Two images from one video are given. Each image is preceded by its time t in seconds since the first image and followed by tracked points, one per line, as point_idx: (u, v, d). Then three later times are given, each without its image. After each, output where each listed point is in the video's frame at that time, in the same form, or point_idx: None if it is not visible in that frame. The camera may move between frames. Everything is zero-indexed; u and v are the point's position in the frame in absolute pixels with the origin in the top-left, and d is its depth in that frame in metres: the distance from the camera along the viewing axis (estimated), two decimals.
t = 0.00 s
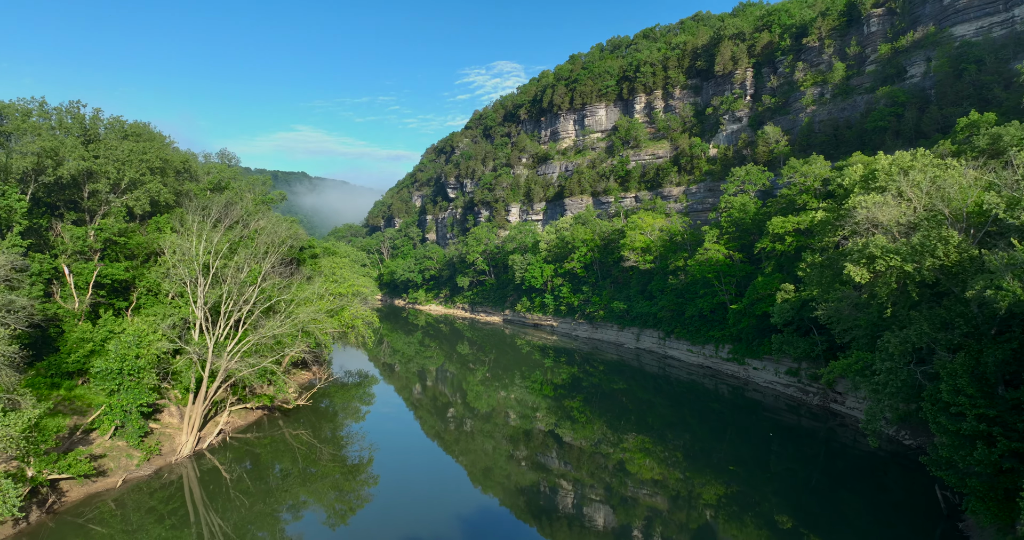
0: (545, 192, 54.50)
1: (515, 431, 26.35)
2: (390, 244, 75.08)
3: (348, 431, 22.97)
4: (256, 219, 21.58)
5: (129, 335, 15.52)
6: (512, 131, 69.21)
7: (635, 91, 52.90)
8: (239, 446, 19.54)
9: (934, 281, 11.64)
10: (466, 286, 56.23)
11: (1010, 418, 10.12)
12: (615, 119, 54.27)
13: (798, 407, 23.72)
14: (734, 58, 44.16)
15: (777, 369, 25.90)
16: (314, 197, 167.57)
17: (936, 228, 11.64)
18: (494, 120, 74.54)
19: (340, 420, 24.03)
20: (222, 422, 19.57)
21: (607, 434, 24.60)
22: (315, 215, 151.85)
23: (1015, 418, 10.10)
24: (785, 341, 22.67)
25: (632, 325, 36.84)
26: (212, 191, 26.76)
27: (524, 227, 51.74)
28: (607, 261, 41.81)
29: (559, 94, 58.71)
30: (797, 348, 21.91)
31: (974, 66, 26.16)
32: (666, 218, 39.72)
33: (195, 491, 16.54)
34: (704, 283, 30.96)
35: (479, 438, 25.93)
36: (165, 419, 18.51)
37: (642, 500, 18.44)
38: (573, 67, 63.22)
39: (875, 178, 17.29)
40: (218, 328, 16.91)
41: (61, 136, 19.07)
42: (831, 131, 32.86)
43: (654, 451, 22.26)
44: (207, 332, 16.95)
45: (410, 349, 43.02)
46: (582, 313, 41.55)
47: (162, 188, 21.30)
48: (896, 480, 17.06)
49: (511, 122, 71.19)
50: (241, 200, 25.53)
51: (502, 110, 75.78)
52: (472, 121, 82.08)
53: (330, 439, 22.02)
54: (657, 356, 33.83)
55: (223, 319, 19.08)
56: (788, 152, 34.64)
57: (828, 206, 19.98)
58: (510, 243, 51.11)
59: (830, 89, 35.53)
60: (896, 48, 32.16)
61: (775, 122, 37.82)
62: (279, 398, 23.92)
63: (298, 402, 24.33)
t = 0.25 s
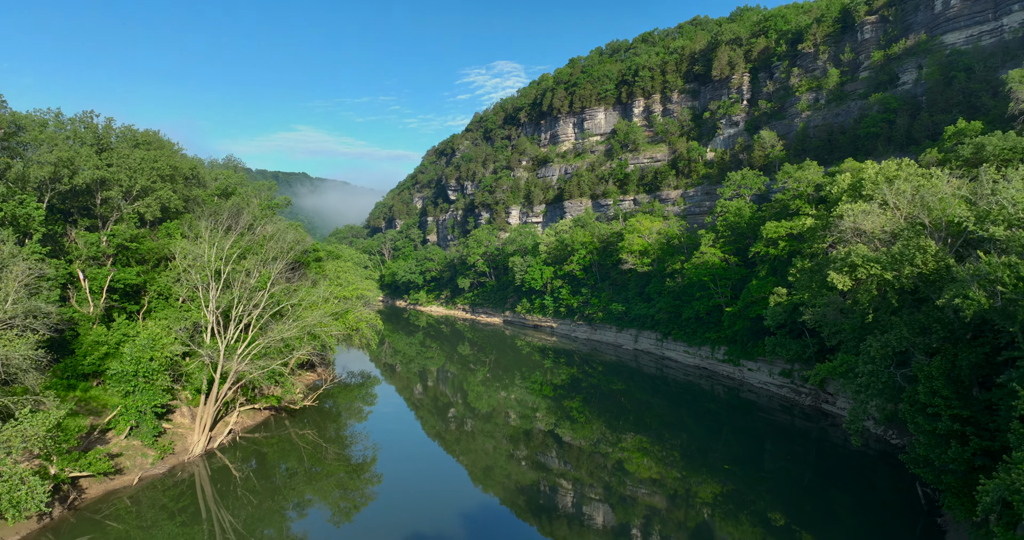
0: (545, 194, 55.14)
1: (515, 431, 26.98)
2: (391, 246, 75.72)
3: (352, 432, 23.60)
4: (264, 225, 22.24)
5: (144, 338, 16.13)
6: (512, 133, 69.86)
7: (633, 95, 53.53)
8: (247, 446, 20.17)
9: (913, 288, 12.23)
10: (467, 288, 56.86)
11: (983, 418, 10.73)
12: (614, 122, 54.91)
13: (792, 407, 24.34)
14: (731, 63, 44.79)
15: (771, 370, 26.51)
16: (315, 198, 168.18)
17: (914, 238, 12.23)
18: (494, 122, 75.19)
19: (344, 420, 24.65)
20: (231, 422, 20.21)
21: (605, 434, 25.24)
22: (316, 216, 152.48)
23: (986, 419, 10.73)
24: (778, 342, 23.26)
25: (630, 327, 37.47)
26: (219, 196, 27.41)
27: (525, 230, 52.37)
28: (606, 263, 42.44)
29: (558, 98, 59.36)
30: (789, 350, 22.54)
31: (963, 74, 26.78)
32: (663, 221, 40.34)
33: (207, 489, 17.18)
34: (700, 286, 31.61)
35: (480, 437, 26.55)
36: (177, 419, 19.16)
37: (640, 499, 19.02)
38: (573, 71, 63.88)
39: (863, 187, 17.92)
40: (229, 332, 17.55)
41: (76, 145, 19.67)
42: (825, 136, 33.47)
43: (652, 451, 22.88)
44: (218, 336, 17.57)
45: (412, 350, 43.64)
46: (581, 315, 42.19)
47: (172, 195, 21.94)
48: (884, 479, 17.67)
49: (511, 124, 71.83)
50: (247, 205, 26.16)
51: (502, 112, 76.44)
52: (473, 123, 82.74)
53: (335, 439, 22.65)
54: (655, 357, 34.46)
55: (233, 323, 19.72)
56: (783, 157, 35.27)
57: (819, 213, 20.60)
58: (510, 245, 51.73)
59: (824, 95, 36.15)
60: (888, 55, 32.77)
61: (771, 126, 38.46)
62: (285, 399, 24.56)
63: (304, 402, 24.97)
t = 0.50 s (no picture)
0: (544, 197, 55.78)
1: (515, 431, 27.62)
2: (392, 247, 76.34)
3: (356, 432, 24.22)
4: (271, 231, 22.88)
5: (157, 342, 16.74)
6: (512, 136, 70.50)
7: (632, 99, 54.15)
8: (255, 446, 20.79)
9: (893, 295, 12.84)
10: (468, 289, 57.47)
11: (958, 420, 11.34)
12: (613, 126, 55.55)
13: (785, 408, 24.96)
14: (728, 68, 45.40)
15: (765, 372, 27.11)
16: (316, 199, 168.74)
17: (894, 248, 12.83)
18: (494, 125, 75.81)
19: (348, 421, 25.27)
20: (241, 423, 20.83)
21: (604, 434, 25.88)
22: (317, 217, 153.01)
23: (960, 420, 11.31)
24: (771, 345, 23.85)
25: (628, 328, 38.08)
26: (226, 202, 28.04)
27: (525, 232, 53.01)
28: (605, 266, 43.05)
29: (558, 101, 60.00)
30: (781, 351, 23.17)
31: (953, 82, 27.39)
32: (661, 225, 40.96)
33: (217, 488, 17.79)
34: (696, 289, 32.25)
35: (481, 437, 27.18)
36: (187, 420, 19.78)
37: (639, 498, 19.64)
38: (572, 75, 64.54)
39: (850, 195, 18.56)
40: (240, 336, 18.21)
41: (89, 155, 20.29)
42: (819, 142, 34.08)
43: (650, 450, 23.52)
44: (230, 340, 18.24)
45: (413, 350, 44.25)
46: (580, 316, 42.82)
47: (182, 202, 22.58)
48: (872, 479, 18.26)
49: (511, 127, 72.45)
50: (254, 211, 26.80)
51: (502, 115, 77.10)
52: (473, 126, 83.39)
53: (339, 439, 23.27)
54: (652, 358, 35.07)
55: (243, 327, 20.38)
56: (779, 162, 35.88)
57: (809, 220, 21.23)
58: (510, 247, 52.35)
59: (819, 101, 36.78)
60: (881, 62, 33.41)
61: (767, 131, 39.11)
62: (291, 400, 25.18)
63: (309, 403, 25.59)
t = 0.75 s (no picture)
0: (544, 199, 56.38)
1: (515, 431, 28.26)
2: (393, 249, 76.89)
3: (359, 433, 24.84)
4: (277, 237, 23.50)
5: (170, 346, 17.37)
6: (512, 139, 71.11)
7: (631, 103, 54.76)
8: (262, 446, 21.40)
9: (875, 303, 13.45)
10: (468, 291, 58.06)
11: (936, 422, 11.93)
12: (612, 130, 56.15)
13: (779, 410, 25.58)
14: (725, 73, 46.02)
15: (759, 374, 27.72)
16: (317, 200, 169.36)
17: (877, 257, 13.42)
18: (495, 128, 76.45)
19: (351, 422, 25.88)
20: (248, 424, 21.44)
21: (602, 435, 26.51)
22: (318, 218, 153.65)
23: (938, 422, 11.88)
24: (764, 347, 24.42)
25: (627, 330, 38.68)
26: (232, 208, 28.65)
27: (525, 235, 53.65)
28: (604, 268, 43.64)
29: (557, 105, 60.61)
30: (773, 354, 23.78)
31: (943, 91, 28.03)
32: (659, 228, 41.61)
33: (227, 487, 18.42)
34: (692, 292, 32.87)
35: (481, 438, 27.82)
36: (198, 421, 20.39)
37: (637, 497, 20.24)
38: (571, 79, 65.17)
39: (840, 204, 19.19)
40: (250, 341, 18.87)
41: (102, 164, 20.87)
42: (814, 148, 34.70)
43: (648, 451, 24.16)
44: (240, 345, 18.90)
45: (414, 351, 44.85)
46: (579, 319, 43.41)
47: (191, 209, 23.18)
48: (860, 479, 18.87)
49: (511, 130, 73.09)
50: (260, 217, 27.42)
51: (502, 118, 77.72)
52: (473, 129, 83.99)
53: (343, 440, 23.89)
54: (650, 360, 35.68)
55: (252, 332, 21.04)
56: (774, 167, 36.52)
57: (800, 227, 21.84)
58: (510, 250, 52.95)
59: (814, 107, 37.40)
60: (874, 69, 34.03)
61: (763, 137, 39.74)
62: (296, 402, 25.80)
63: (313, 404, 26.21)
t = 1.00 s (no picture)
0: (544, 202, 57.01)
1: (515, 432, 28.89)
2: (394, 251, 77.49)
3: (362, 434, 25.46)
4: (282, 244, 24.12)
5: (182, 351, 18.03)
6: (512, 142, 71.73)
7: (629, 107, 55.37)
8: (269, 447, 22.02)
9: (859, 311, 14.05)
10: (469, 293, 58.69)
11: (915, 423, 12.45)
12: (611, 134, 56.78)
13: (772, 411, 26.22)
14: (723, 79, 46.63)
15: (754, 376, 28.35)
16: (318, 201, 169.94)
17: (860, 266, 14.04)
18: (495, 131, 77.08)
19: (355, 423, 26.51)
20: (256, 425, 22.07)
21: (601, 435, 27.15)
22: (318, 219, 154.28)
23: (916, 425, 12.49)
24: (757, 351, 24.95)
25: (625, 332, 39.31)
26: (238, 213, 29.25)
27: (525, 238, 54.27)
28: (602, 271, 44.23)
29: (557, 109, 61.25)
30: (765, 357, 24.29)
31: (933, 99, 28.65)
32: (657, 232, 42.24)
33: (235, 487, 19.05)
34: (689, 296, 33.50)
35: (482, 438, 28.46)
36: (207, 422, 21.04)
37: (636, 497, 20.87)
38: (571, 83, 65.81)
39: (830, 212, 19.81)
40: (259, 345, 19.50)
41: (114, 173, 21.48)
42: (808, 153, 35.32)
43: (645, 451, 24.79)
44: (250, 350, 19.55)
45: (415, 353, 45.46)
46: (578, 321, 44.05)
47: (199, 215, 23.81)
48: (848, 479, 19.50)
49: (512, 133, 73.72)
50: (266, 223, 28.06)
51: (502, 121, 78.36)
52: (473, 131, 84.62)
53: (347, 441, 24.51)
54: (648, 362, 36.30)
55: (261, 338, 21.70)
56: (770, 172, 37.14)
57: (793, 233, 22.42)
58: (511, 252, 53.58)
59: (809, 112, 38.01)
60: (868, 77, 34.64)
61: (759, 142, 40.36)
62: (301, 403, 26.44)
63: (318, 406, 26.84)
